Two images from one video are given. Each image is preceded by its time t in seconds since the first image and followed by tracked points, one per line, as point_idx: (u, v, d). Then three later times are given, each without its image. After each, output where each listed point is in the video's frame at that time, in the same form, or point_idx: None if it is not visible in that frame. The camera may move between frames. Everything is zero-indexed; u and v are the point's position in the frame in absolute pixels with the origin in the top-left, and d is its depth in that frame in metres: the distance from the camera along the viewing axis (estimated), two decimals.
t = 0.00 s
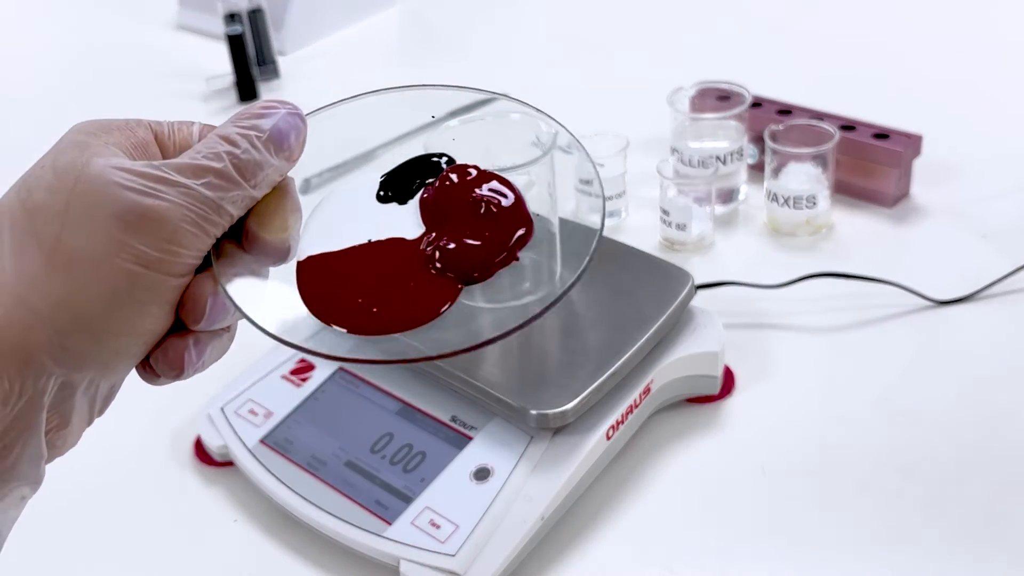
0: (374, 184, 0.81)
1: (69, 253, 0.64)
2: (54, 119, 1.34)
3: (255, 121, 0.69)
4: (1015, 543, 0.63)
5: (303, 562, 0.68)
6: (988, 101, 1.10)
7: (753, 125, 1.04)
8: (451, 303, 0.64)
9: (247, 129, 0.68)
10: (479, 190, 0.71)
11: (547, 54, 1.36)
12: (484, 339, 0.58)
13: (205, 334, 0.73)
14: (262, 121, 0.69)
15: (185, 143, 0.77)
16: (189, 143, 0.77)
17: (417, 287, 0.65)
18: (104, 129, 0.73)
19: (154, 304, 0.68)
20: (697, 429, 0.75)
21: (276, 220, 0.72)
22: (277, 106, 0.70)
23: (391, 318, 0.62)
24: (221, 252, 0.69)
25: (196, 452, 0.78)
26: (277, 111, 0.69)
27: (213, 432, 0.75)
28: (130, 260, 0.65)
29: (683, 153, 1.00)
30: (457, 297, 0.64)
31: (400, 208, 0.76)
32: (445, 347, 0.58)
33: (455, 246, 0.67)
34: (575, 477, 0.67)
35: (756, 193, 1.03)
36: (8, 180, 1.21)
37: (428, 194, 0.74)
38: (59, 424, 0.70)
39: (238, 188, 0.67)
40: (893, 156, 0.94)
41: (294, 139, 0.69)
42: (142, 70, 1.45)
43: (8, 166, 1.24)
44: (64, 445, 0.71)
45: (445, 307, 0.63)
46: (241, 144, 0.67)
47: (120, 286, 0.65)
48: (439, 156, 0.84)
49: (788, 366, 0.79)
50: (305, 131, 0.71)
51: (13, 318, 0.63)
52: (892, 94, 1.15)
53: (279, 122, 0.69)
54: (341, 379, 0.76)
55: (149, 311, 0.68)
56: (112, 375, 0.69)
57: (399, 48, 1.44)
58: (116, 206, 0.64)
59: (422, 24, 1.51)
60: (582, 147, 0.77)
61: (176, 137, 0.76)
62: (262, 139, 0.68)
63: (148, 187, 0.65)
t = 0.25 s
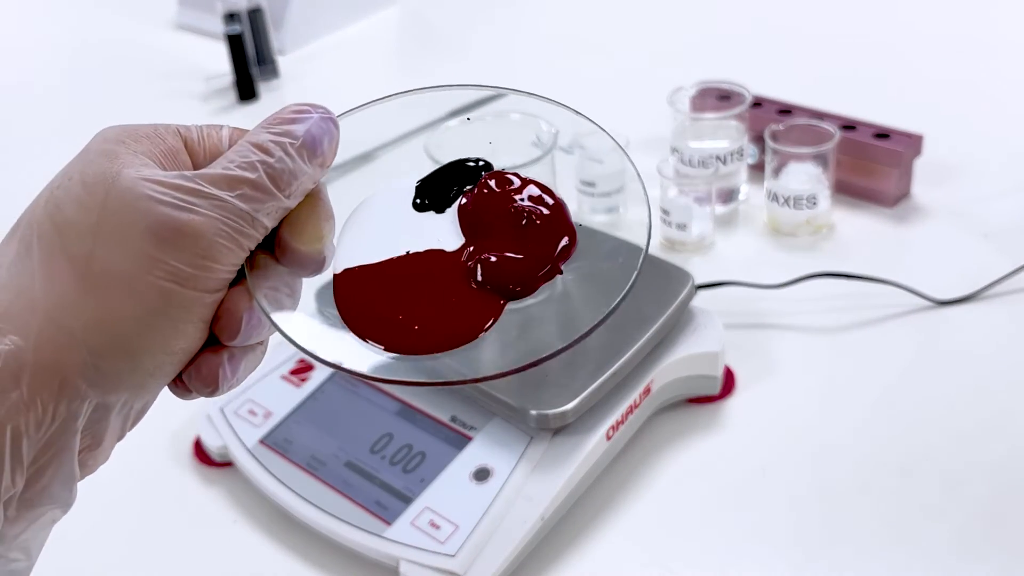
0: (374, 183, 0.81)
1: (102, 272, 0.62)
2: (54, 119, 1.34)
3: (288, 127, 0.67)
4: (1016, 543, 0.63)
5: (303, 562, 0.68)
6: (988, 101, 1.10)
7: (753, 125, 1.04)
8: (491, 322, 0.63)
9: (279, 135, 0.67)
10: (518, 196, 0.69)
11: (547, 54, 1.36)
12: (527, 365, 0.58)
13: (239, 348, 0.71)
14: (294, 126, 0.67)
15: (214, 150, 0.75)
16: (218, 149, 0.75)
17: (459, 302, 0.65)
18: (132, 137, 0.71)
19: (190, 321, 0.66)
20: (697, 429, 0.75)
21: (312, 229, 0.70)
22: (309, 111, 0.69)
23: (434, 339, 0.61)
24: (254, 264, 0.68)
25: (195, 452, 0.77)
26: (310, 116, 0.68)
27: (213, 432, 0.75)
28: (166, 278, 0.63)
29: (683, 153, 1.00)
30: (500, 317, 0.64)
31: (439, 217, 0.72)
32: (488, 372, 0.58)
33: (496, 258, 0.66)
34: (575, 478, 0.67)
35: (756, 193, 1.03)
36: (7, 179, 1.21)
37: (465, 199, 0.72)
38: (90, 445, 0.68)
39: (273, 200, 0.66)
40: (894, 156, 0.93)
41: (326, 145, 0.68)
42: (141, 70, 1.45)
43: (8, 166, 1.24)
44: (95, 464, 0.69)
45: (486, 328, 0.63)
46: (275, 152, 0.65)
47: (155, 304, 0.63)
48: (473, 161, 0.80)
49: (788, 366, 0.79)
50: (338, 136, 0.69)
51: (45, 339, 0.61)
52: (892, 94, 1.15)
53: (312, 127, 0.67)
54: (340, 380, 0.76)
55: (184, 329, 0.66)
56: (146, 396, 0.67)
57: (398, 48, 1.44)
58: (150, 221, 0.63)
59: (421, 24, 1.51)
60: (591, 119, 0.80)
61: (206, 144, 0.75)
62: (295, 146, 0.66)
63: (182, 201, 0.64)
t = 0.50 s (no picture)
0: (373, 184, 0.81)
1: (116, 286, 0.60)
2: (54, 119, 1.34)
3: (297, 128, 0.65)
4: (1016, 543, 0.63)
5: (302, 562, 0.68)
6: (988, 101, 1.10)
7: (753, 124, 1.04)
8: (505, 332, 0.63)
9: (288, 136, 0.65)
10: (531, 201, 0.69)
11: (548, 53, 1.36)
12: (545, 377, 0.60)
13: (253, 355, 0.69)
14: (303, 127, 0.65)
15: (222, 151, 0.72)
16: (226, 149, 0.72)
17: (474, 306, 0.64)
18: (138, 140, 0.68)
19: (205, 331, 0.64)
20: (697, 429, 0.75)
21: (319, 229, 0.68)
22: (318, 109, 0.67)
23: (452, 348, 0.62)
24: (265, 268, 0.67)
25: (195, 452, 0.77)
26: (318, 114, 0.66)
27: (213, 432, 0.75)
28: (179, 289, 0.61)
29: (683, 153, 0.99)
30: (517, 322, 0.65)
31: (450, 218, 0.70)
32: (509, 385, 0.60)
33: (510, 263, 0.65)
34: (575, 478, 0.67)
35: (757, 193, 1.03)
36: (6, 180, 1.21)
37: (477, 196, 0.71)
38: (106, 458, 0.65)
39: (285, 204, 0.64)
40: (894, 156, 0.93)
41: (336, 144, 0.66)
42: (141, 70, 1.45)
43: (8, 166, 1.24)
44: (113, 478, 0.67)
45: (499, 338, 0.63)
46: (285, 154, 0.64)
47: (170, 318, 0.61)
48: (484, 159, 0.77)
49: (788, 366, 0.79)
50: (347, 134, 0.67)
51: (60, 358, 0.59)
52: (892, 94, 1.15)
53: (321, 127, 0.65)
54: (341, 380, 0.76)
55: (200, 339, 0.64)
56: (161, 408, 0.65)
57: (398, 48, 1.44)
58: (161, 233, 0.60)
59: (421, 24, 1.51)
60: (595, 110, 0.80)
61: (213, 145, 0.72)
62: (305, 147, 0.64)
63: (194, 210, 0.62)
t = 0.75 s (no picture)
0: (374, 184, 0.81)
1: (135, 299, 0.59)
2: (53, 119, 1.34)
3: (313, 130, 0.64)
4: (1015, 542, 0.63)
5: (302, 562, 0.68)
6: (987, 101, 1.10)
7: (753, 124, 1.04)
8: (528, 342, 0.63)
9: (305, 139, 0.64)
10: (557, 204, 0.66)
11: (548, 53, 1.36)
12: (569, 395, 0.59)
13: (270, 364, 0.68)
14: (319, 128, 0.64)
15: (237, 154, 0.70)
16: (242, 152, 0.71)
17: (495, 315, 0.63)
18: (151, 145, 0.67)
19: (224, 342, 0.63)
20: (697, 429, 0.74)
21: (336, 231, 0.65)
22: (334, 109, 0.66)
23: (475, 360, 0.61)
24: (283, 275, 0.66)
25: (195, 453, 0.77)
26: (335, 115, 0.65)
27: (213, 432, 0.75)
28: (198, 300, 0.60)
29: (683, 153, 0.99)
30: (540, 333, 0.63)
31: (469, 222, 0.68)
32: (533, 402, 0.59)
33: (534, 272, 0.63)
34: (575, 477, 0.67)
35: (756, 193, 1.03)
36: (6, 179, 1.21)
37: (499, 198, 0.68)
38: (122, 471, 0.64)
39: (303, 210, 0.63)
40: (894, 156, 0.93)
41: (353, 146, 0.65)
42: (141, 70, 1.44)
43: (7, 166, 1.24)
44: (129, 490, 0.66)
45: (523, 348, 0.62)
46: (302, 158, 0.63)
47: (189, 330, 0.60)
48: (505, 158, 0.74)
49: (788, 366, 0.79)
50: (364, 134, 0.66)
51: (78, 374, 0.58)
52: (891, 94, 1.15)
53: (338, 128, 0.64)
54: (340, 379, 0.76)
55: (219, 350, 0.63)
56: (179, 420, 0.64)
57: (397, 47, 1.44)
58: (179, 244, 0.59)
59: (421, 23, 1.51)
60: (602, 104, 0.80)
61: (227, 146, 0.70)
62: (322, 149, 0.63)
63: (211, 220, 0.60)
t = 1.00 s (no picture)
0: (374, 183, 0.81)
1: (144, 297, 0.60)
2: (53, 118, 1.34)
3: (333, 148, 0.65)
4: (1014, 542, 0.63)
5: (301, 563, 0.68)
6: (986, 100, 1.10)
7: (754, 124, 1.04)
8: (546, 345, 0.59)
9: (325, 156, 0.65)
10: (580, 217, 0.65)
11: (548, 53, 1.36)
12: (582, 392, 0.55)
13: (283, 378, 0.68)
14: (341, 148, 0.65)
15: (261, 174, 0.72)
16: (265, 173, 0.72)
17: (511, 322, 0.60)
18: (177, 160, 0.68)
19: (233, 348, 0.63)
20: (697, 430, 0.74)
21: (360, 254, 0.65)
22: (356, 132, 0.67)
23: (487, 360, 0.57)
24: (301, 289, 0.66)
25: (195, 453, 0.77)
26: (356, 137, 0.66)
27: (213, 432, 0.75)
28: (207, 303, 0.60)
29: (683, 153, 0.99)
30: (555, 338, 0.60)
31: (491, 239, 0.67)
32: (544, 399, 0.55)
33: (553, 279, 0.61)
34: (575, 477, 0.67)
35: (756, 192, 1.03)
36: (5, 179, 1.21)
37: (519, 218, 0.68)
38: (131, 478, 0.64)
39: (318, 220, 0.63)
40: (894, 156, 0.93)
41: (374, 166, 0.66)
42: (141, 70, 1.44)
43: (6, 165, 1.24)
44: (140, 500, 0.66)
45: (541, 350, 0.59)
46: (319, 172, 0.64)
47: (197, 331, 0.60)
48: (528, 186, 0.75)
49: (789, 366, 0.79)
50: (386, 157, 0.67)
51: (84, 368, 0.58)
52: (890, 94, 1.15)
53: (358, 148, 0.65)
54: (340, 380, 0.76)
55: (227, 355, 0.63)
56: (188, 427, 0.64)
57: (397, 47, 1.44)
58: (189, 245, 0.60)
59: (421, 23, 1.51)
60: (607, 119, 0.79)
61: (252, 167, 0.71)
62: (341, 166, 0.64)
63: (223, 223, 0.61)
